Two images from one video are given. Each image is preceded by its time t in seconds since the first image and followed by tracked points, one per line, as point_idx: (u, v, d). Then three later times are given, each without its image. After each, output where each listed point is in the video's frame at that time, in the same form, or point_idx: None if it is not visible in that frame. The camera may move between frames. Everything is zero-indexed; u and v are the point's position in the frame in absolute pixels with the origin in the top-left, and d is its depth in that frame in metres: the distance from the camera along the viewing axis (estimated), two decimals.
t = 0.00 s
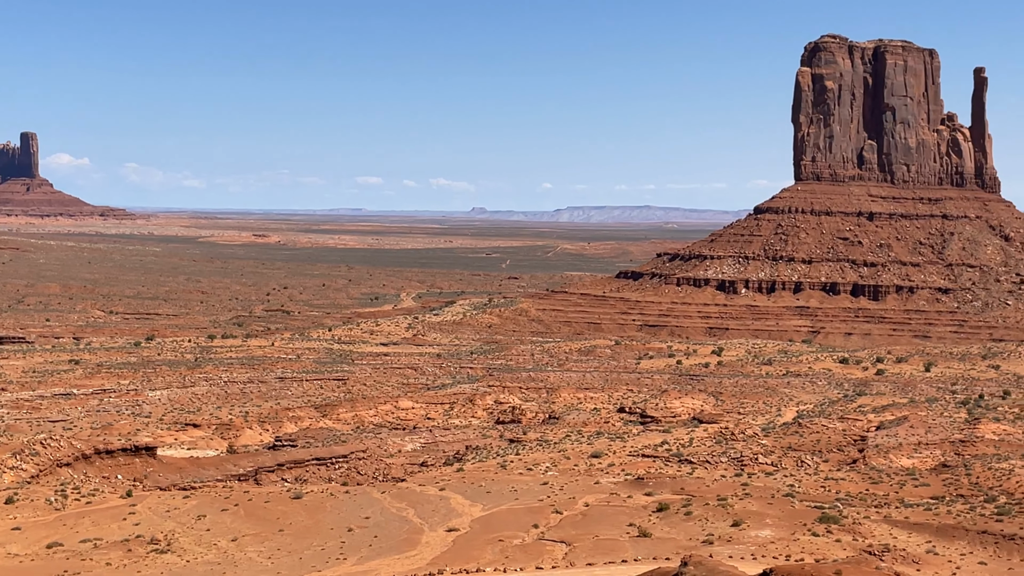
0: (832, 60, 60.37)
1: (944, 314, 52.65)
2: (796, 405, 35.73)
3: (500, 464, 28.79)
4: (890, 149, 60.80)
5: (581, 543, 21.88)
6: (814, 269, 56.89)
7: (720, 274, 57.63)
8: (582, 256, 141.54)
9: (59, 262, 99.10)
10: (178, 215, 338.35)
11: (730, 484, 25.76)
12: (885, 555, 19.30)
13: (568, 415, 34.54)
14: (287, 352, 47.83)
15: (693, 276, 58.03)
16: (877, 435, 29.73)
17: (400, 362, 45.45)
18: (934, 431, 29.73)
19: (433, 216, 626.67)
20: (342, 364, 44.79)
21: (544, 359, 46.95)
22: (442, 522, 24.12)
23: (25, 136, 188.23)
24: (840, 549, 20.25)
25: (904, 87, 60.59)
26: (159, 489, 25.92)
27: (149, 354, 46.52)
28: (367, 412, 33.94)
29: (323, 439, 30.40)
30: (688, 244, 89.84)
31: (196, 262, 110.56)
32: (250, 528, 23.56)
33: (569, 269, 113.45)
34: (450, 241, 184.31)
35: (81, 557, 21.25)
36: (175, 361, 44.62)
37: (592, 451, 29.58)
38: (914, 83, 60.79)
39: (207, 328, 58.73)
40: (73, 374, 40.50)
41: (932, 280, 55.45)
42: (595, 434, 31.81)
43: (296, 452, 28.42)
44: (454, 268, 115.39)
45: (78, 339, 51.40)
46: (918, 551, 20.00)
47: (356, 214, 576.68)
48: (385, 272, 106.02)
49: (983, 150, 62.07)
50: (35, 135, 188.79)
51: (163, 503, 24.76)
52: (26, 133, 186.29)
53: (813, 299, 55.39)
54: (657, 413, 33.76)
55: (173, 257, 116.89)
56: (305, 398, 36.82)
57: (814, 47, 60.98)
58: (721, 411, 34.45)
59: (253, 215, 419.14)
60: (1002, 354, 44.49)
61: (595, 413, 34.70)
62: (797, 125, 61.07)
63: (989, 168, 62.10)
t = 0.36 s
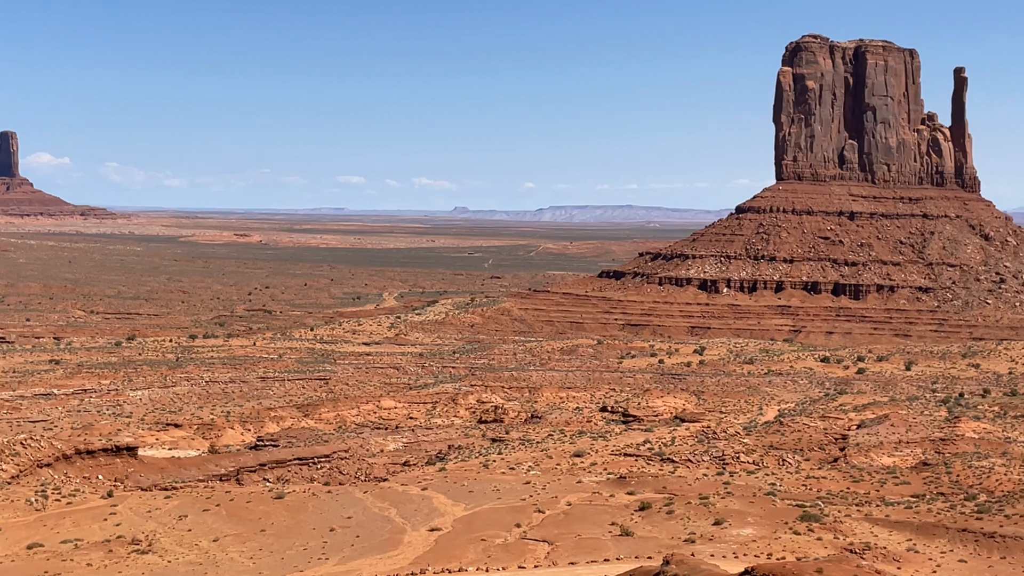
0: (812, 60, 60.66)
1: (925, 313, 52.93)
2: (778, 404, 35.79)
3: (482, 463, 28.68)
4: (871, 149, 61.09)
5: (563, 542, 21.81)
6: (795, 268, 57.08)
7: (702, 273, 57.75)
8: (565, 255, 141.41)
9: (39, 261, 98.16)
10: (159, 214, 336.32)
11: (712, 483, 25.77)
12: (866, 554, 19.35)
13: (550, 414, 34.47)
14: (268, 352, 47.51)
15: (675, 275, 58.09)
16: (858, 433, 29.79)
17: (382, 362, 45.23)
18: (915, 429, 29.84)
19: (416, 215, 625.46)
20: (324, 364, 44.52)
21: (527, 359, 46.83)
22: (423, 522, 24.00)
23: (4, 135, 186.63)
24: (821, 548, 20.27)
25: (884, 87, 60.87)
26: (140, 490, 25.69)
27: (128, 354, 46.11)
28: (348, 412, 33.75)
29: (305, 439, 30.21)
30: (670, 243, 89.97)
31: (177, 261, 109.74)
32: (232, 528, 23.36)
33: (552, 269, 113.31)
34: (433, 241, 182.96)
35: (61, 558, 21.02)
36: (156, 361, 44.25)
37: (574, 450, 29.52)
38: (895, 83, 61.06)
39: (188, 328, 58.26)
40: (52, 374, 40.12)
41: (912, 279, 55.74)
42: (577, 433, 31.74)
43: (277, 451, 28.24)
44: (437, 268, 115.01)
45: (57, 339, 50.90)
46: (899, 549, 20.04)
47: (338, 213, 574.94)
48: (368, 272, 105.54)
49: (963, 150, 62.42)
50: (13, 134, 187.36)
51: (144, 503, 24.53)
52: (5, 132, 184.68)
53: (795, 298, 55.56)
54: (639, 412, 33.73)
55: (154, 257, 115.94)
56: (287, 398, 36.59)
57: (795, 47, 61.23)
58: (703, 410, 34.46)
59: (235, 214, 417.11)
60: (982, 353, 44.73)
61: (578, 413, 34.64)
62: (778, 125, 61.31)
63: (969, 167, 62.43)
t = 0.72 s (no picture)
0: (796, 60, 60.93)
1: (909, 312, 53.19)
2: (762, 403, 35.86)
3: (467, 463, 28.60)
4: (855, 148, 61.33)
5: (548, 542, 21.77)
6: (779, 267, 57.26)
7: (686, 273, 57.87)
8: (551, 255, 141.29)
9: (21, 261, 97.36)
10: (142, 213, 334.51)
11: (697, 482, 25.78)
12: (850, 552, 19.41)
13: (535, 413, 34.43)
14: (253, 352, 47.26)
15: (659, 274, 58.19)
16: (842, 432, 29.87)
17: (367, 362, 45.07)
18: (899, 428, 29.94)
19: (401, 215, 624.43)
20: (309, 364, 44.32)
21: (513, 358, 46.75)
22: (408, 521, 23.92)
23: None
24: (805, 546, 20.31)
25: (868, 87, 61.12)
26: (124, 490, 25.52)
27: (112, 354, 45.79)
28: (333, 412, 33.61)
29: (290, 438, 30.05)
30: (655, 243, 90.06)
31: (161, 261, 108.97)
32: (217, 528, 23.22)
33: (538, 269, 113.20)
34: (417, 240, 182.31)
35: (44, 558, 20.83)
36: (140, 361, 43.97)
37: (559, 450, 29.48)
38: (879, 83, 61.32)
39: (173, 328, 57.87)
40: (36, 374, 39.80)
41: (896, 278, 56.01)
42: (562, 433, 31.70)
43: (261, 451, 28.08)
44: (422, 268, 114.65)
45: (40, 339, 50.49)
46: (882, 547, 20.10)
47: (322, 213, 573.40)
48: (353, 272, 105.12)
49: (946, 150, 62.72)
50: None
51: (129, 503, 24.36)
52: None
53: (779, 297, 55.73)
54: (624, 411, 33.74)
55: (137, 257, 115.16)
56: (271, 398, 36.40)
57: (779, 47, 61.47)
58: (688, 409, 34.48)
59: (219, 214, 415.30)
60: (965, 352, 44.97)
61: (563, 412, 34.61)
62: (762, 124, 61.52)
63: (952, 167, 62.75)
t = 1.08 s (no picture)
0: (776, 59, 61.11)
1: (889, 311, 53.44)
2: (744, 402, 35.89)
3: (448, 463, 28.44)
4: (835, 148, 61.54)
5: (530, 541, 21.66)
6: (760, 267, 57.41)
7: (667, 272, 57.96)
8: (533, 254, 141.09)
9: None
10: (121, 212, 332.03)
11: (678, 481, 25.76)
12: (831, 551, 19.41)
13: (516, 413, 34.32)
14: (233, 352, 46.89)
15: (641, 274, 58.25)
16: (823, 431, 29.89)
17: (348, 361, 44.80)
18: (879, 427, 29.99)
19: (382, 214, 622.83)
20: (290, 364, 43.99)
21: (495, 358, 46.65)
22: (388, 521, 23.75)
23: None
24: (786, 545, 20.28)
25: (848, 87, 61.30)
26: (104, 491, 25.24)
27: (92, 354, 45.35)
28: (313, 412, 33.38)
29: (270, 438, 29.80)
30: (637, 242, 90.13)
31: (140, 261, 107.90)
32: (197, 529, 22.98)
33: (520, 268, 112.98)
34: (399, 240, 181.43)
35: (23, 560, 20.54)
36: (119, 361, 43.57)
37: (540, 449, 29.40)
38: (859, 83, 61.54)
39: (153, 328, 57.33)
40: (14, 374, 39.38)
41: (876, 277, 56.25)
42: (544, 432, 31.62)
43: (242, 451, 27.84)
44: (404, 267, 114.20)
45: (19, 339, 49.96)
46: (863, 546, 20.10)
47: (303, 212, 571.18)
48: (335, 271, 104.60)
49: (925, 149, 63.03)
50: None
51: (109, 504, 24.08)
52: None
53: (760, 297, 55.86)
54: (605, 410, 33.69)
55: (117, 256, 114.12)
56: (252, 398, 36.13)
57: (759, 46, 61.63)
58: (669, 408, 34.47)
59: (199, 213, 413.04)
60: (944, 350, 45.20)
61: (544, 411, 34.52)
62: (743, 124, 61.66)
63: (931, 166, 63.05)
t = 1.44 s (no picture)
0: (760, 59, 61.27)
1: (871, 310, 53.63)
2: (727, 401, 35.91)
3: (432, 463, 28.31)
4: (818, 148, 61.72)
5: (514, 541, 21.57)
6: (744, 266, 57.54)
7: (651, 271, 58.03)
8: (517, 254, 140.91)
9: None
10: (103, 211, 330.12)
11: (662, 480, 25.73)
12: (814, 550, 19.40)
13: (500, 413, 34.24)
14: (217, 352, 46.59)
15: (625, 273, 58.28)
16: (806, 430, 29.93)
17: (332, 361, 44.60)
18: (862, 426, 30.06)
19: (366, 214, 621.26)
20: (273, 364, 43.72)
21: (479, 357, 46.55)
22: (372, 522, 23.60)
23: None
24: (770, 544, 20.27)
25: (831, 87, 61.50)
26: (87, 491, 25.00)
27: (74, 354, 45.00)
28: (297, 411, 33.18)
29: (254, 438, 29.60)
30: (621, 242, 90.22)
31: (122, 261, 107.12)
32: (180, 529, 22.77)
33: (504, 268, 112.83)
34: (382, 240, 180.69)
35: (4, 561, 20.30)
36: (102, 361, 43.25)
37: (524, 449, 29.32)
38: (841, 83, 61.75)
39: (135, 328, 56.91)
40: None
41: (859, 277, 56.45)
42: (528, 432, 31.55)
43: (225, 451, 27.62)
44: (388, 267, 113.84)
45: None
46: (846, 544, 20.12)
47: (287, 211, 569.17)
48: (319, 271, 104.18)
49: (908, 149, 63.29)
50: None
51: (91, 505, 23.84)
52: None
53: (743, 296, 55.97)
54: (589, 410, 33.65)
55: (99, 256, 113.30)
56: (235, 398, 35.91)
57: (743, 46, 61.79)
58: (653, 408, 34.46)
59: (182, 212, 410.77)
60: (926, 349, 45.39)
61: (529, 411, 34.43)
62: (727, 124, 61.78)
63: (913, 166, 63.30)
